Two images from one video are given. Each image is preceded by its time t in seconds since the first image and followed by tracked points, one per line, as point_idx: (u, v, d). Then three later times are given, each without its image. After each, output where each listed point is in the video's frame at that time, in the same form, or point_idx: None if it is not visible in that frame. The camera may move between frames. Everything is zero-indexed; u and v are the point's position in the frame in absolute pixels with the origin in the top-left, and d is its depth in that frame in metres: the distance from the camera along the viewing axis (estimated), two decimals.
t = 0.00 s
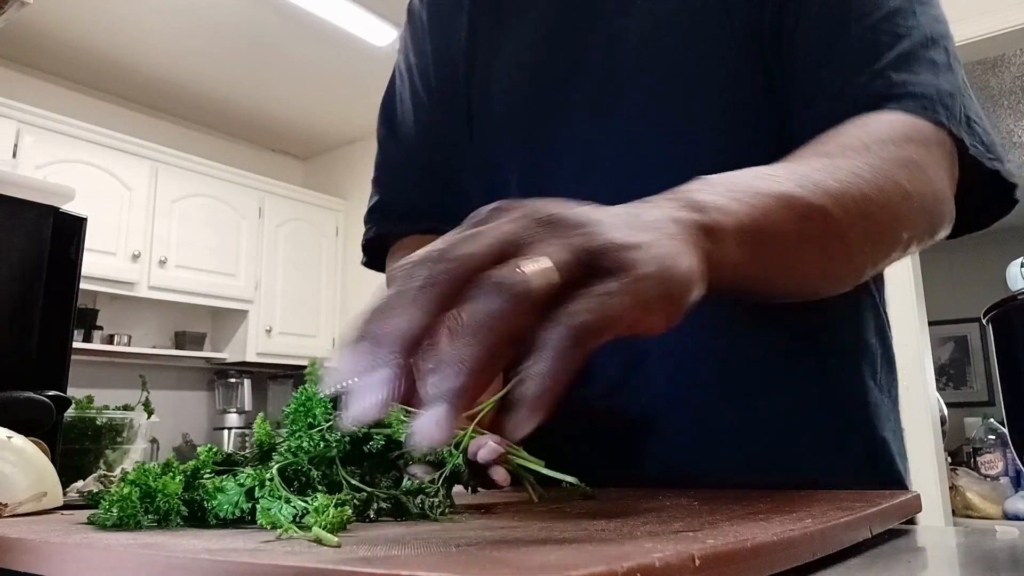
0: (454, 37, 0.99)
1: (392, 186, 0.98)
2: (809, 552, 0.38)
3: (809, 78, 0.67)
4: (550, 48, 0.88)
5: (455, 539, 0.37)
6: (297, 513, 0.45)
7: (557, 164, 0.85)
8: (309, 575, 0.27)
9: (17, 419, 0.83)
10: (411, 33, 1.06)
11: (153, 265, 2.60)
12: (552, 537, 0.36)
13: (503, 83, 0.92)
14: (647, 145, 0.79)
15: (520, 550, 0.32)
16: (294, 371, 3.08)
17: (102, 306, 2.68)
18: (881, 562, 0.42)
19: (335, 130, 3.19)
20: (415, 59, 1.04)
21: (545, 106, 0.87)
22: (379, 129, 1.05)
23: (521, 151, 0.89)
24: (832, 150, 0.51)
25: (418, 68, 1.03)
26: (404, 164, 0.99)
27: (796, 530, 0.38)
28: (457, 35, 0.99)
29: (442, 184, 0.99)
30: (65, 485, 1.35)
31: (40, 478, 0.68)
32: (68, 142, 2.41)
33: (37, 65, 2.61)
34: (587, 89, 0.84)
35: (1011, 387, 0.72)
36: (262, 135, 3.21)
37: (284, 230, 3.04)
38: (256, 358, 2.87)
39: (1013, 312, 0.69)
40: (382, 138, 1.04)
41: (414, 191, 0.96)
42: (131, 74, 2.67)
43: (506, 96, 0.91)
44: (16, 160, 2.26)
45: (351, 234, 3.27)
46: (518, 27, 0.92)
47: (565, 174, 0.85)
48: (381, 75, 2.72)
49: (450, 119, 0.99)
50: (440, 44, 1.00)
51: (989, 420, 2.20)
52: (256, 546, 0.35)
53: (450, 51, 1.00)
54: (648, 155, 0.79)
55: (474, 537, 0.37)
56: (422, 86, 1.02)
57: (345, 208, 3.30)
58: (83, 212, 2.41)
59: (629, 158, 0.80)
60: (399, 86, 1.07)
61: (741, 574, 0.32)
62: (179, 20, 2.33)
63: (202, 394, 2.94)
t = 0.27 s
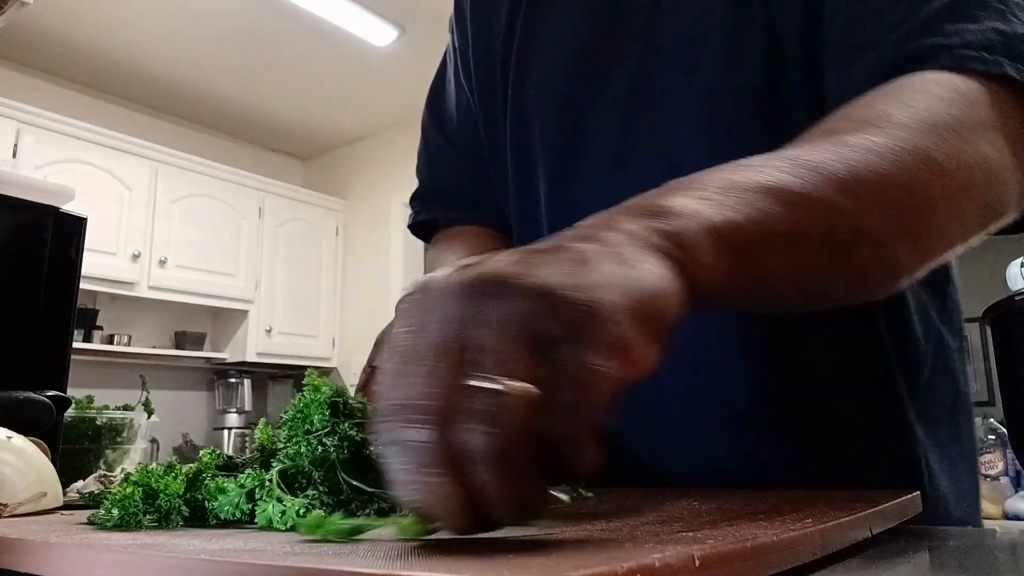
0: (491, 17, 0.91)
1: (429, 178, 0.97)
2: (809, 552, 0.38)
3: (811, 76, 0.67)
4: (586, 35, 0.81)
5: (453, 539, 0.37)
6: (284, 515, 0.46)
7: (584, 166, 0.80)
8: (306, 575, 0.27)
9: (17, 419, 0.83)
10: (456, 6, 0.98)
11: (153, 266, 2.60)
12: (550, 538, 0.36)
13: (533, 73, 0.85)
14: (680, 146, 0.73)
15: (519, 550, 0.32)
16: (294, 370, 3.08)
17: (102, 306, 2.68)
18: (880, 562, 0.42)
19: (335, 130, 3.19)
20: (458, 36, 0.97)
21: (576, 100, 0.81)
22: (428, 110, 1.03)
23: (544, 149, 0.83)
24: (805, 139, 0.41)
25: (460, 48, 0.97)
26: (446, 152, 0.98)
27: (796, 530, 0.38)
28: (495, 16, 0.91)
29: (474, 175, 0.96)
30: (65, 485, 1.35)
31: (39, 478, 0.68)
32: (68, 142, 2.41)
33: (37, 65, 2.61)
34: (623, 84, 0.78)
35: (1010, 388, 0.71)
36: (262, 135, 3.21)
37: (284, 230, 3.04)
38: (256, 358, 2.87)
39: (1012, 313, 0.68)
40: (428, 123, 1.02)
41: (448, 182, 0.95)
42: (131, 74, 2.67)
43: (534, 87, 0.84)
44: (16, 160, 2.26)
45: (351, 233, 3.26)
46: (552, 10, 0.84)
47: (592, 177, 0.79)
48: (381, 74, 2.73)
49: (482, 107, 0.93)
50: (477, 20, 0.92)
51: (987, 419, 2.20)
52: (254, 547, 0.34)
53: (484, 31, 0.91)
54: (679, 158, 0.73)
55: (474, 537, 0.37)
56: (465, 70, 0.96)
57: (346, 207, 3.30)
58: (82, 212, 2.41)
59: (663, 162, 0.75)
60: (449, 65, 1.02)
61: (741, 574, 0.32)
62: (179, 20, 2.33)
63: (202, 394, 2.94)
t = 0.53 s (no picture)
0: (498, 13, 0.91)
1: (441, 178, 0.97)
2: (810, 552, 0.38)
3: (812, 75, 0.67)
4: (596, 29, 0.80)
5: (454, 539, 0.37)
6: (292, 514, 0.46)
7: (601, 160, 0.79)
8: (308, 575, 0.27)
9: (17, 419, 0.83)
10: (467, 8, 0.98)
11: (153, 266, 2.60)
12: (551, 538, 0.36)
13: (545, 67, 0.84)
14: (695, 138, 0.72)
15: (520, 550, 0.32)
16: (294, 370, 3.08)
17: (101, 306, 2.68)
18: (880, 562, 0.42)
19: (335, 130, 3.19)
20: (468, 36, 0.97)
21: (589, 93, 0.80)
22: (437, 113, 1.03)
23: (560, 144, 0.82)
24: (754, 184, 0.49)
25: (469, 47, 0.96)
26: (455, 155, 0.98)
27: (796, 530, 0.38)
28: (506, 16, 0.90)
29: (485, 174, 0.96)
30: (65, 485, 1.35)
31: (39, 478, 0.68)
32: (68, 142, 2.41)
33: (37, 65, 2.61)
34: (636, 76, 0.77)
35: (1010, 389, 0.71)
36: (262, 135, 3.21)
37: (284, 230, 3.04)
38: (256, 358, 2.87)
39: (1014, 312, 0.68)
40: (437, 126, 1.02)
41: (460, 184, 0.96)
42: (131, 74, 2.67)
43: (546, 81, 0.83)
44: (16, 160, 2.26)
45: (351, 233, 3.26)
46: (561, 2, 0.83)
47: (609, 170, 0.79)
48: (381, 75, 2.72)
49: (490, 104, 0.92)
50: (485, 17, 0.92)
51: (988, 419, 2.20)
52: (256, 547, 0.34)
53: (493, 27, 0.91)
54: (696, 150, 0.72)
55: (475, 537, 0.37)
56: (473, 69, 0.95)
57: (346, 207, 3.30)
58: (82, 212, 2.41)
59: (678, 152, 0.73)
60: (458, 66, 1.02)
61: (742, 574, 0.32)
62: (179, 20, 2.33)
63: (202, 394, 2.94)
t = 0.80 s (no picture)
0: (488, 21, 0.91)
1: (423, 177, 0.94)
2: (809, 553, 0.38)
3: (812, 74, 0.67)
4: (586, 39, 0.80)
5: (453, 539, 0.37)
6: (292, 512, 0.46)
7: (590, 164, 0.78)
8: (307, 575, 0.27)
9: (17, 419, 0.83)
10: (456, 15, 0.98)
11: (153, 266, 2.60)
12: (550, 538, 0.36)
13: (536, 74, 0.83)
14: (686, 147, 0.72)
15: (519, 550, 0.32)
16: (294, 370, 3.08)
17: (101, 306, 2.68)
18: (881, 562, 0.42)
19: (335, 130, 3.19)
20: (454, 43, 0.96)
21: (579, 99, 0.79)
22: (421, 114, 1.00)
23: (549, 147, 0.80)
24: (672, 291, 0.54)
25: (455, 57, 0.96)
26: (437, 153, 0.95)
27: (796, 530, 0.38)
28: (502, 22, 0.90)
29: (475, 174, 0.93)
30: (65, 485, 1.35)
31: (39, 478, 0.68)
32: (68, 142, 2.41)
33: (37, 65, 2.61)
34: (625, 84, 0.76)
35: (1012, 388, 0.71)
36: (261, 134, 3.21)
37: (284, 230, 3.04)
38: (256, 358, 2.88)
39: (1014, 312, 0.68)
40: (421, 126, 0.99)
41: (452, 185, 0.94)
42: (132, 74, 2.67)
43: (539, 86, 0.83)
44: (16, 160, 2.26)
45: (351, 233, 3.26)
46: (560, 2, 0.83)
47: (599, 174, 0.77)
48: (381, 74, 2.72)
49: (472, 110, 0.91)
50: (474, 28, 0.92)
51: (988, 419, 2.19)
52: (255, 546, 0.34)
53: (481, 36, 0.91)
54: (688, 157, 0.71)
55: (474, 537, 0.37)
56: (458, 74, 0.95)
57: (346, 207, 3.30)
58: (83, 212, 2.41)
59: (667, 158, 0.73)
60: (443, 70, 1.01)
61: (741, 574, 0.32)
62: (179, 20, 2.33)
63: (202, 394, 2.94)
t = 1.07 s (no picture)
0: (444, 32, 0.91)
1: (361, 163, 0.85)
2: (810, 552, 0.38)
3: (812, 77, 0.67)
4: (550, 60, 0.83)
5: (452, 539, 0.37)
6: (294, 515, 0.47)
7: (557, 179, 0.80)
8: (309, 575, 0.27)
9: (18, 419, 0.83)
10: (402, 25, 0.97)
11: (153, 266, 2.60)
12: (551, 538, 0.36)
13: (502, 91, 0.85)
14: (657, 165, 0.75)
15: (519, 550, 0.31)
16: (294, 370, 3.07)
17: (101, 306, 2.68)
18: (882, 563, 0.42)
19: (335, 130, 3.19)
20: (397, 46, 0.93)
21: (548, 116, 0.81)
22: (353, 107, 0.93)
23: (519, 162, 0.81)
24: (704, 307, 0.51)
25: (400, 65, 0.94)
26: (378, 139, 0.87)
27: (796, 531, 0.38)
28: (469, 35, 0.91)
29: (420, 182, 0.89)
30: (65, 484, 1.35)
31: (39, 478, 0.68)
32: (69, 142, 2.41)
33: (37, 65, 2.61)
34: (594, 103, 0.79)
35: (1012, 389, 0.71)
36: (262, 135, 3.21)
37: (284, 230, 3.04)
38: (256, 358, 2.88)
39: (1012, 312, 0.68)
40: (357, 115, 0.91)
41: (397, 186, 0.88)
42: (132, 74, 2.67)
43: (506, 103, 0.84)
44: (16, 160, 2.26)
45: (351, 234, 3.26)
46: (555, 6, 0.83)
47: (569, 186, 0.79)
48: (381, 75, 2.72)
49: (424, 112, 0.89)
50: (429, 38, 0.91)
51: (989, 419, 2.19)
52: (255, 546, 0.34)
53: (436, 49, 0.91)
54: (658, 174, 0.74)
55: (474, 537, 0.37)
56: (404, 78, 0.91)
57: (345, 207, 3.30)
58: (82, 211, 2.41)
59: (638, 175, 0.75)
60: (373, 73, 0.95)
61: (742, 574, 0.32)
62: (179, 20, 2.33)
63: (202, 394, 2.94)
